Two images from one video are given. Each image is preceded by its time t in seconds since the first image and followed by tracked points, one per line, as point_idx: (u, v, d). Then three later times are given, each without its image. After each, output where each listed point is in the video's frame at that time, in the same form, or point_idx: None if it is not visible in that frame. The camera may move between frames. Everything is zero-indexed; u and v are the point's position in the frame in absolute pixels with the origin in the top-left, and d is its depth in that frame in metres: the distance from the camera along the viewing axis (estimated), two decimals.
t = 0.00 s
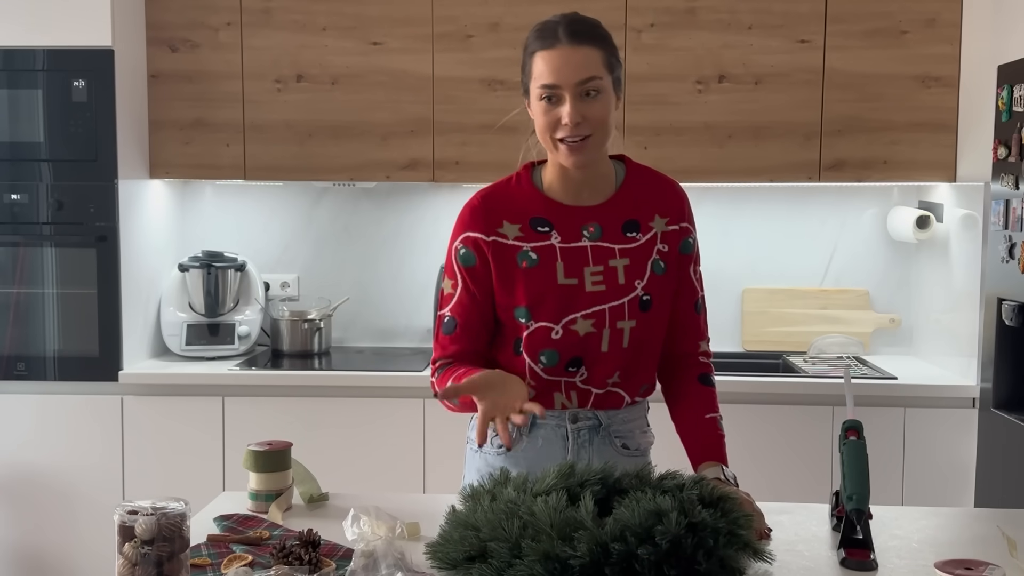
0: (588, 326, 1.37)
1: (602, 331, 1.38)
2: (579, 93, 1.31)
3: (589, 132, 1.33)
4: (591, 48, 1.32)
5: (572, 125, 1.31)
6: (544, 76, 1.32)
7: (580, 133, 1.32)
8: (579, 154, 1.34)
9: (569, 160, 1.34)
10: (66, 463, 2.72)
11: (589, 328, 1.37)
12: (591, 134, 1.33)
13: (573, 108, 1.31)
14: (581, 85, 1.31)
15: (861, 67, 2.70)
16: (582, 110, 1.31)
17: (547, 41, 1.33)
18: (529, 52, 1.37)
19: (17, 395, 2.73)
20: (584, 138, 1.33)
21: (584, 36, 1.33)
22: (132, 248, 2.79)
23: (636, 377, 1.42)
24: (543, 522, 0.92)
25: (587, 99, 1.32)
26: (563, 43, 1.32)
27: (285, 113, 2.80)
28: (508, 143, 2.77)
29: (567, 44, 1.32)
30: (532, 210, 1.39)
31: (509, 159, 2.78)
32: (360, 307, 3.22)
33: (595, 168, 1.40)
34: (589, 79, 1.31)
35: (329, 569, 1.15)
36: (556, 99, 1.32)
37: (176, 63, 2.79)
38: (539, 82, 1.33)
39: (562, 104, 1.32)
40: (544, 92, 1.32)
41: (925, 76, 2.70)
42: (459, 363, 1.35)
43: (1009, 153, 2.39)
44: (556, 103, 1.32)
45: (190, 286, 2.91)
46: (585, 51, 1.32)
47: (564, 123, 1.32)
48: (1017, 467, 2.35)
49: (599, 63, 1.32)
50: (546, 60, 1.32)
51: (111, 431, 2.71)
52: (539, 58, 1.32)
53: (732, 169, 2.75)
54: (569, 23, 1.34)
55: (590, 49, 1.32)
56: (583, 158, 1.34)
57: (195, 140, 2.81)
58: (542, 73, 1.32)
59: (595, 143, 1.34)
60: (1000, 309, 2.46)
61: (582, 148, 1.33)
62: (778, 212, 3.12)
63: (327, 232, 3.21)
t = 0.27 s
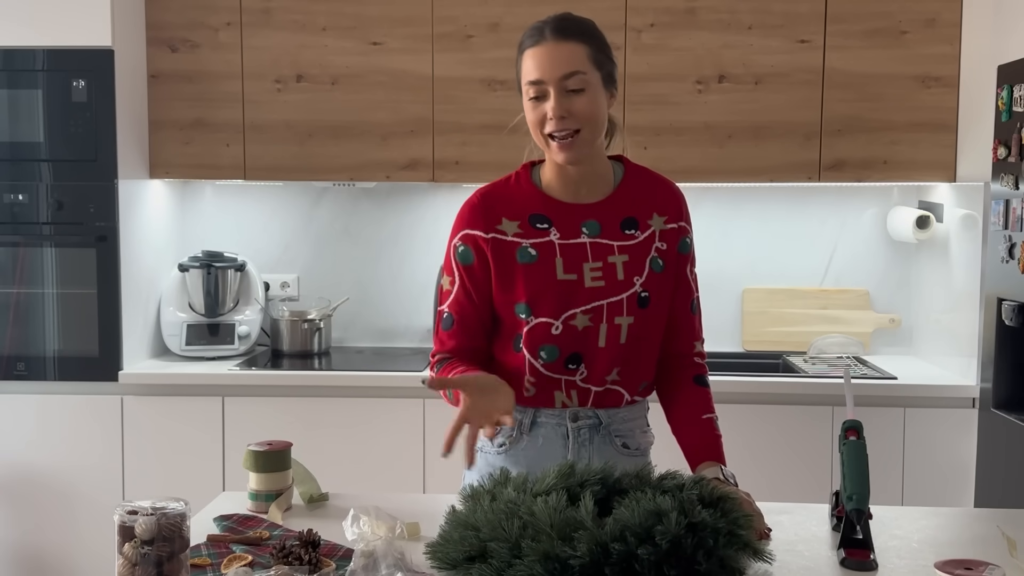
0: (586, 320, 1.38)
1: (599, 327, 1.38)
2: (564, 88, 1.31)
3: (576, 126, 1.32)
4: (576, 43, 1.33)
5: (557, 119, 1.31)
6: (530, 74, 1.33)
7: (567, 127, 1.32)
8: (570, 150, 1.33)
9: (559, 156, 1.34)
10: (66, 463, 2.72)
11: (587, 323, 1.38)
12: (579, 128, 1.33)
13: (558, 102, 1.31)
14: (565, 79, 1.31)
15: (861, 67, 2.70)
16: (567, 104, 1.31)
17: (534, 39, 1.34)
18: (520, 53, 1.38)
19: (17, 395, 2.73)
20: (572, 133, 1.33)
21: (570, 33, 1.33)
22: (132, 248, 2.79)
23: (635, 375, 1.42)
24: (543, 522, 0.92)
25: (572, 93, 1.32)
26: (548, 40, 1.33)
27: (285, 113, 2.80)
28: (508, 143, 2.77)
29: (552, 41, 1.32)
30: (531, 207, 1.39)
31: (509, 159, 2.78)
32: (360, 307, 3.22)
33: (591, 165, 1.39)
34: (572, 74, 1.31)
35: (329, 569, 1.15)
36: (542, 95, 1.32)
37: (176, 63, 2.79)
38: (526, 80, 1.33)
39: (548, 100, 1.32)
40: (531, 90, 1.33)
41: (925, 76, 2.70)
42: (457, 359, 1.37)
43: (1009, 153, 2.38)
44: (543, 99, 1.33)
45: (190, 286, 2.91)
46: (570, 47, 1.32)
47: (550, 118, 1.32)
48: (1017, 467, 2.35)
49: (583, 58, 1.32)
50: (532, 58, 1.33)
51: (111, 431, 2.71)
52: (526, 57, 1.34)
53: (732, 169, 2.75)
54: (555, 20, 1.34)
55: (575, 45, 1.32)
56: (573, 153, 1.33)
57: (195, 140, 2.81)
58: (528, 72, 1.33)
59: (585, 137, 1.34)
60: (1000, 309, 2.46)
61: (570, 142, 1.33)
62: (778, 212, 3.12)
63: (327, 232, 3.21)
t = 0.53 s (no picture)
0: (581, 316, 1.38)
1: (594, 323, 1.38)
2: (546, 86, 1.32)
3: (563, 122, 1.33)
4: (552, 41, 1.33)
5: (543, 118, 1.32)
6: (511, 78, 1.33)
7: (553, 125, 1.32)
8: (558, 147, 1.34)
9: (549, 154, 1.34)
10: (66, 463, 2.72)
11: (581, 320, 1.38)
12: (566, 124, 1.33)
13: (542, 101, 1.31)
14: (547, 78, 1.32)
15: (861, 67, 2.70)
16: (551, 102, 1.32)
17: (512, 44, 1.35)
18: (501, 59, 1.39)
19: (17, 395, 2.73)
20: (560, 130, 1.33)
21: (547, 32, 1.34)
22: (132, 248, 2.79)
23: (634, 372, 1.41)
24: (543, 522, 0.92)
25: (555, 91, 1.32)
26: (525, 42, 1.33)
27: (285, 113, 2.79)
28: (508, 143, 2.77)
29: (530, 43, 1.33)
30: (525, 206, 1.40)
31: (509, 159, 2.78)
32: (360, 307, 3.22)
33: (583, 161, 1.39)
34: (553, 71, 1.32)
35: (329, 569, 1.15)
36: (526, 97, 1.33)
37: (176, 63, 2.79)
38: (508, 84, 1.34)
39: (532, 101, 1.33)
40: (513, 93, 1.34)
41: (925, 76, 2.70)
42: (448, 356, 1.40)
43: (1009, 153, 2.38)
44: (526, 101, 1.33)
45: (190, 286, 2.91)
46: (548, 46, 1.32)
47: (536, 118, 1.32)
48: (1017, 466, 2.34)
49: (561, 54, 1.33)
50: (512, 62, 1.33)
51: (111, 431, 2.71)
52: (506, 62, 1.34)
53: (732, 169, 2.75)
54: (531, 23, 1.35)
55: (552, 44, 1.33)
56: (563, 150, 1.34)
57: (195, 140, 2.81)
58: (508, 76, 1.34)
59: (572, 132, 1.34)
60: (1000, 309, 2.46)
61: (559, 139, 1.33)
62: (778, 212, 3.12)
63: (328, 233, 3.21)
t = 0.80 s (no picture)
0: (579, 317, 1.37)
1: (592, 323, 1.37)
2: (529, 82, 1.35)
3: (547, 117, 1.35)
4: (534, 40, 1.37)
5: (526, 113, 1.34)
6: (496, 77, 1.37)
7: (537, 120, 1.35)
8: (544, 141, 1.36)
9: (536, 150, 1.36)
10: (66, 462, 2.72)
11: (580, 320, 1.37)
12: (551, 119, 1.35)
13: (525, 97, 1.34)
14: (529, 74, 1.35)
15: (861, 67, 2.70)
16: (534, 97, 1.34)
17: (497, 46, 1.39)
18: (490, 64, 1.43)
19: (16, 395, 2.73)
20: (545, 125, 1.35)
21: (529, 32, 1.38)
22: (132, 248, 2.79)
23: (636, 370, 1.41)
24: (543, 522, 0.92)
25: (538, 86, 1.35)
26: (508, 42, 1.37)
27: (285, 113, 2.80)
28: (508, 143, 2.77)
29: (513, 43, 1.37)
30: (519, 209, 1.40)
31: (509, 159, 2.78)
32: (360, 308, 3.22)
33: (574, 158, 1.40)
34: (535, 67, 1.35)
35: (329, 569, 1.15)
36: (510, 95, 1.36)
37: (176, 63, 2.79)
38: (494, 85, 1.38)
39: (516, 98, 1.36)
40: (499, 92, 1.37)
41: (925, 76, 2.70)
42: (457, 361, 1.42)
43: (1009, 153, 2.38)
44: (511, 99, 1.36)
45: (190, 286, 2.91)
46: (529, 44, 1.36)
47: (520, 114, 1.35)
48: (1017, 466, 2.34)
49: (543, 51, 1.36)
50: (496, 62, 1.37)
51: (110, 431, 2.71)
52: (491, 63, 1.38)
53: (732, 169, 2.75)
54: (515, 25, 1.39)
55: (534, 42, 1.36)
56: (549, 145, 1.36)
57: (195, 140, 2.81)
58: (493, 75, 1.37)
59: (557, 127, 1.36)
60: (1000, 309, 2.46)
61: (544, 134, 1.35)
62: (778, 212, 3.12)
63: (328, 233, 3.21)
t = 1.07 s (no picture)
0: (587, 319, 1.37)
1: (600, 325, 1.38)
2: (523, 89, 1.35)
3: (543, 124, 1.35)
4: (526, 45, 1.36)
5: (522, 122, 1.35)
6: (489, 86, 1.37)
7: (534, 127, 1.35)
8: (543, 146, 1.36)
9: (534, 157, 1.36)
10: (65, 463, 2.72)
11: (588, 322, 1.37)
12: (547, 125, 1.35)
13: (519, 105, 1.34)
14: (522, 81, 1.34)
15: (861, 67, 2.70)
16: (528, 105, 1.34)
17: (489, 54, 1.39)
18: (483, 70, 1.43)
19: (16, 395, 2.73)
20: (541, 132, 1.35)
21: (520, 37, 1.37)
22: (132, 248, 2.79)
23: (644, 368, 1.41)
24: (543, 522, 0.92)
25: (532, 92, 1.35)
26: (499, 50, 1.37)
27: (285, 113, 2.80)
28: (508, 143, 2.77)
29: (504, 49, 1.37)
30: (522, 210, 1.40)
31: (509, 159, 2.78)
32: (360, 308, 3.22)
33: (574, 161, 1.40)
34: (527, 74, 1.35)
35: (329, 569, 1.15)
36: (505, 103, 1.36)
37: (176, 63, 2.79)
38: (488, 94, 1.38)
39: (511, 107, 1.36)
40: (493, 101, 1.37)
41: (925, 77, 2.70)
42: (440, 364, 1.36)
43: (1009, 153, 2.38)
44: (506, 107, 1.36)
45: (190, 286, 2.91)
46: (521, 50, 1.36)
47: (516, 123, 1.35)
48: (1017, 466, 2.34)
49: (535, 57, 1.35)
50: (488, 70, 1.37)
51: (110, 431, 2.71)
52: (484, 72, 1.38)
53: (732, 169, 2.75)
54: (506, 31, 1.39)
55: (526, 47, 1.36)
56: (547, 151, 1.36)
57: (195, 140, 2.81)
58: (486, 85, 1.37)
59: (554, 132, 1.36)
60: (1000, 310, 2.46)
61: (541, 141, 1.35)
62: (778, 212, 3.12)
63: (328, 233, 3.21)
